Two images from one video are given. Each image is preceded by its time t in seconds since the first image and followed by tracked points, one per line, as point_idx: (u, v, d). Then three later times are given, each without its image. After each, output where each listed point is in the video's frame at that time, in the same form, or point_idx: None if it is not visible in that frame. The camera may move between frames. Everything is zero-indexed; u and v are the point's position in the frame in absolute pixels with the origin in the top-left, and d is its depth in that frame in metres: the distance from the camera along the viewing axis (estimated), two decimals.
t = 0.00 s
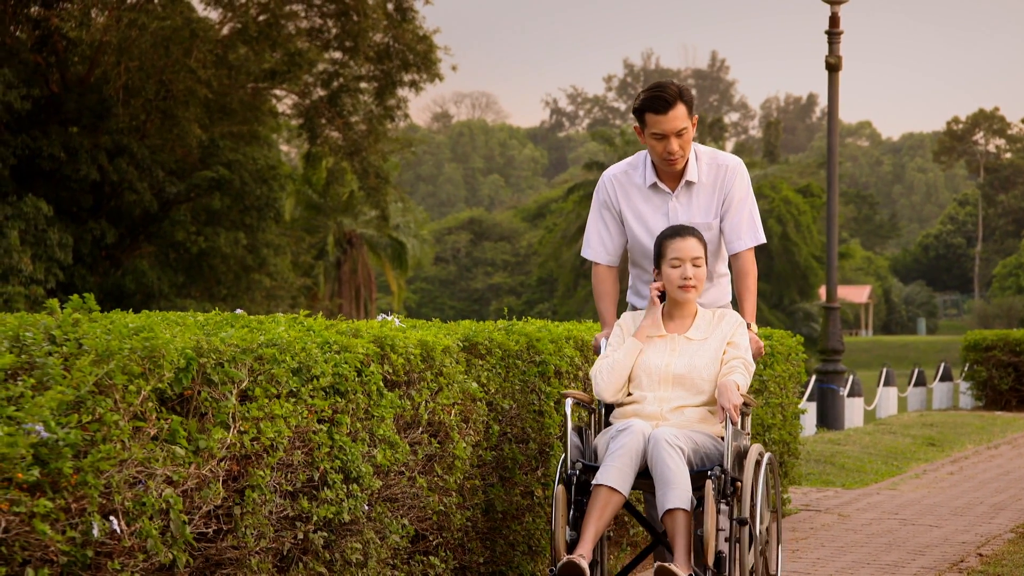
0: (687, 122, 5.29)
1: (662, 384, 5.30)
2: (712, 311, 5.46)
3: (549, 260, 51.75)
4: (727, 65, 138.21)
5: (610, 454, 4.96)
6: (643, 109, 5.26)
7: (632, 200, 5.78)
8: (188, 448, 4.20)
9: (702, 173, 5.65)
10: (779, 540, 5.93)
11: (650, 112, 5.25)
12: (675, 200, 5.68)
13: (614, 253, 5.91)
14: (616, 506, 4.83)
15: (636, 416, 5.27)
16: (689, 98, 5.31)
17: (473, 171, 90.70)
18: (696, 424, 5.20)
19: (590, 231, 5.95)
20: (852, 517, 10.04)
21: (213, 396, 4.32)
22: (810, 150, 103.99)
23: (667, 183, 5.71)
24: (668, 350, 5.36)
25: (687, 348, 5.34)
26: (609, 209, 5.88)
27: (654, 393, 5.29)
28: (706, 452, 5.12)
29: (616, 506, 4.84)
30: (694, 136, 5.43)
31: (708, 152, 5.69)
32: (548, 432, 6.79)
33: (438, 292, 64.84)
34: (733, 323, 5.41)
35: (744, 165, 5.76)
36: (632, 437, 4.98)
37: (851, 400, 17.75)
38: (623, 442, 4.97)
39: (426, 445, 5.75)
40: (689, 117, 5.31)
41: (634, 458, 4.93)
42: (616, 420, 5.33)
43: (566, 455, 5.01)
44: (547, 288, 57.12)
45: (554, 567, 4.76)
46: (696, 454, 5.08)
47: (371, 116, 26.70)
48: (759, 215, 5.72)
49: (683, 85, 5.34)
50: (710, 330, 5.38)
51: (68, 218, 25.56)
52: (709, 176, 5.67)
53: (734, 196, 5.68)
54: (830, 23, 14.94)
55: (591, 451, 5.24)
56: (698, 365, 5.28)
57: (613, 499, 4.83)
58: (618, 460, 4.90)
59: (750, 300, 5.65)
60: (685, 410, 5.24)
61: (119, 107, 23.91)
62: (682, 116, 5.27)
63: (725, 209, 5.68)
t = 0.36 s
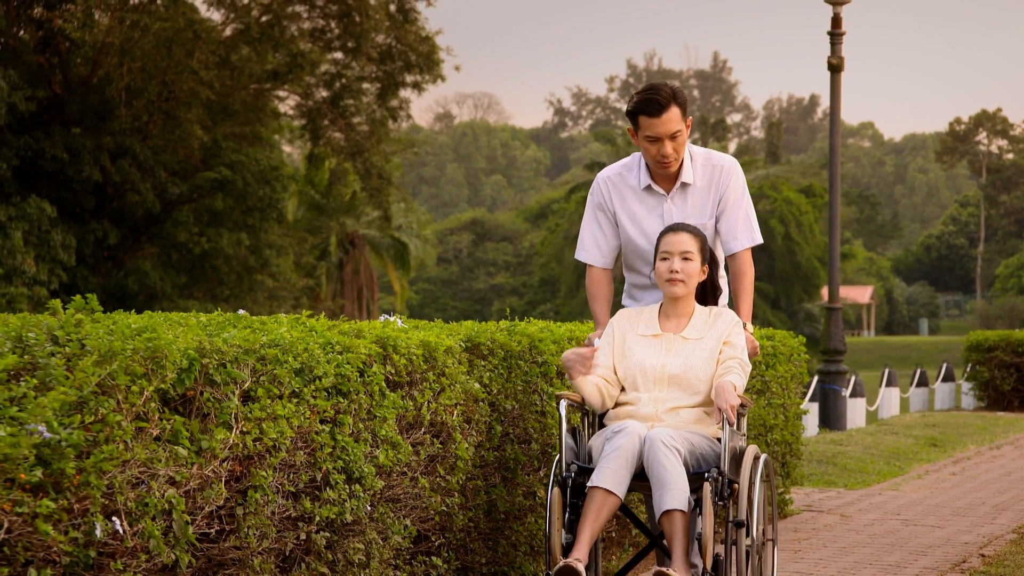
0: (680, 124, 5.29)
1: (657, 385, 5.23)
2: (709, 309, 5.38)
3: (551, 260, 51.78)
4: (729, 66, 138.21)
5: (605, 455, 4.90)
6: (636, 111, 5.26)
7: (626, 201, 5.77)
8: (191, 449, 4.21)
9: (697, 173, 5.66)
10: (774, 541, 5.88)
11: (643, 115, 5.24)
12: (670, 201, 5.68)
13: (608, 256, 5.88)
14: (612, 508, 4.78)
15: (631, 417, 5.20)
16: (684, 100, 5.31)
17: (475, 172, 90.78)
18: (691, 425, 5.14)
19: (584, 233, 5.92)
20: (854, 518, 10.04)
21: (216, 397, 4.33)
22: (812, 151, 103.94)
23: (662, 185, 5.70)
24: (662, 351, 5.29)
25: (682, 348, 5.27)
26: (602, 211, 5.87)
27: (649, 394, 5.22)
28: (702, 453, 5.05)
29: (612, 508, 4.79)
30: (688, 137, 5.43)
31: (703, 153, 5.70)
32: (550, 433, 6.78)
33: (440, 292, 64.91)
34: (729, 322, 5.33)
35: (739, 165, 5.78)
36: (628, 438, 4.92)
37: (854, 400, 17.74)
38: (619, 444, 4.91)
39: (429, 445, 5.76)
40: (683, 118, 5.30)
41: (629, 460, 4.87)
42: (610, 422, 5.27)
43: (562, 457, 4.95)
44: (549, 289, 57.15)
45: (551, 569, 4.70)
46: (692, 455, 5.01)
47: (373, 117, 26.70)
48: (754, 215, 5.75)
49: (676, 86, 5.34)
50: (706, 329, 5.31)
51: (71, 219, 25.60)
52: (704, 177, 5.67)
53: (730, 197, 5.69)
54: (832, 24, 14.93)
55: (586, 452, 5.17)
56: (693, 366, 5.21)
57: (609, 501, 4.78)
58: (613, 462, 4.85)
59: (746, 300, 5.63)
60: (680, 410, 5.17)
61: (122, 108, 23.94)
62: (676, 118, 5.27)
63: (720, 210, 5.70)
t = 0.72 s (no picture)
0: (682, 111, 5.24)
1: (653, 388, 5.12)
2: (704, 310, 5.26)
3: (553, 260, 51.79)
4: (732, 67, 138.24)
5: (589, 453, 4.74)
6: (638, 97, 5.22)
7: (627, 195, 5.72)
8: (194, 449, 4.22)
9: (700, 169, 5.60)
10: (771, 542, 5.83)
11: (645, 100, 5.20)
12: (672, 195, 5.63)
13: (607, 252, 5.83)
14: (600, 506, 4.63)
15: (626, 419, 5.10)
16: (686, 89, 5.26)
17: (477, 172, 90.91)
18: (689, 427, 5.02)
19: (583, 228, 5.88)
20: (856, 518, 10.05)
21: (218, 397, 4.33)
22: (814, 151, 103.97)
23: (664, 179, 5.65)
24: (658, 352, 5.17)
25: (679, 350, 5.15)
26: (602, 205, 5.82)
27: (646, 397, 5.12)
28: (695, 455, 4.93)
29: (601, 506, 4.64)
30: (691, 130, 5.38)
31: (707, 148, 5.64)
32: (552, 434, 6.77)
33: (443, 292, 64.96)
34: (725, 323, 5.21)
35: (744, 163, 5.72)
36: (611, 435, 4.77)
37: (856, 400, 17.74)
38: (602, 441, 4.75)
39: (431, 446, 5.76)
40: (685, 107, 5.26)
41: (613, 458, 4.71)
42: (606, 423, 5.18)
43: (555, 460, 4.78)
44: (552, 290, 57.17)
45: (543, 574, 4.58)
46: (685, 455, 4.91)
47: (376, 118, 26.73)
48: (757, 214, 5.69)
49: (679, 75, 5.29)
50: (702, 331, 5.19)
51: (73, 220, 25.63)
52: (707, 173, 5.62)
53: (733, 194, 5.64)
54: (835, 25, 14.94)
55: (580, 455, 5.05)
56: (690, 368, 5.10)
57: (596, 499, 4.62)
58: (598, 459, 4.69)
59: (745, 299, 5.54)
60: (678, 412, 5.07)
61: (124, 109, 23.98)
62: (677, 105, 5.22)
63: (723, 207, 5.65)
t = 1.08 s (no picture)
0: (700, 112, 5.26)
1: (646, 391, 5.08)
2: (697, 312, 5.21)
3: (556, 262, 51.78)
4: (734, 69, 138.22)
5: (585, 459, 4.72)
6: (656, 96, 5.22)
7: (635, 193, 5.71)
8: (197, 451, 4.23)
9: (710, 169, 5.63)
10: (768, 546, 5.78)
11: (663, 99, 5.20)
12: (682, 196, 5.65)
13: (611, 249, 5.77)
14: (594, 515, 4.61)
15: (620, 422, 5.07)
16: (703, 90, 5.27)
17: (481, 174, 90.92)
18: (683, 429, 4.98)
19: (587, 226, 5.83)
20: (859, 519, 10.06)
21: (221, 399, 4.34)
22: (817, 153, 103.90)
23: (674, 178, 5.66)
24: (650, 355, 5.12)
25: (671, 352, 5.10)
26: (609, 203, 5.78)
27: (638, 399, 5.08)
28: (691, 458, 4.89)
29: (595, 514, 4.62)
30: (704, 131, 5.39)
31: (717, 150, 5.66)
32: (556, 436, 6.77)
33: (446, 294, 65.00)
34: (719, 325, 5.15)
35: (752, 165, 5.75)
36: (605, 442, 4.74)
37: (859, 403, 17.75)
38: (597, 448, 4.73)
39: (434, 446, 5.77)
40: (703, 107, 5.27)
41: (609, 464, 4.70)
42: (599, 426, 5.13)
43: (547, 463, 4.76)
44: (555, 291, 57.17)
45: None
46: (681, 458, 4.86)
47: (379, 120, 26.73)
48: (763, 216, 5.70)
49: (696, 76, 5.31)
50: (695, 332, 5.14)
51: (76, 222, 25.68)
52: (716, 173, 5.64)
53: (741, 195, 5.66)
54: (837, 26, 14.94)
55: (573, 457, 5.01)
56: (683, 372, 5.06)
57: (591, 507, 4.61)
58: (593, 466, 4.67)
59: (743, 302, 5.48)
60: (672, 414, 5.02)
61: (128, 111, 24.03)
62: (696, 105, 5.24)
63: (730, 207, 5.65)
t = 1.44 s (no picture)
0: (693, 124, 5.23)
1: (646, 394, 5.04)
2: (698, 315, 5.20)
3: (562, 265, 51.78)
4: (740, 71, 138.13)
5: (603, 471, 4.69)
6: (649, 107, 5.19)
7: (634, 198, 5.71)
8: (203, 453, 4.25)
9: (709, 173, 5.62)
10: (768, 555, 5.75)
11: (655, 111, 5.18)
12: (681, 201, 5.65)
13: (609, 253, 5.74)
14: (606, 525, 4.60)
15: (621, 425, 5.01)
16: (700, 99, 5.22)
17: (486, 177, 90.92)
18: (683, 433, 4.96)
19: (587, 231, 5.82)
20: (865, 522, 10.07)
21: (227, 401, 4.37)
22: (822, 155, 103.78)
23: (673, 183, 5.66)
24: (650, 358, 5.10)
25: (672, 355, 5.08)
26: (608, 208, 5.79)
27: (639, 402, 5.03)
28: (696, 462, 4.87)
29: (605, 525, 4.61)
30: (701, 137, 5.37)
31: (716, 151, 5.66)
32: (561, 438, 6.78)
33: (452, 297, 65.00)
34: (719, 328, 5.15)
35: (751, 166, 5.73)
36: (629, 455, 4.71)
37: (864, 405, 17.74)
38: (619, 460, 4.70)
39: (439, 449, 5.80)
40: (696, 118, 5.24)
41: (627, 476, 4.68)
42: (600, 429, 5.08)
43: (545, 468, 4.70)
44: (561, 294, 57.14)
45: None
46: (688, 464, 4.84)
47: (385, 123, 26.75)
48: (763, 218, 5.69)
49: (693, 84, 5.25)
50: (696, 335, 5.13)
51: (82, 225, 25.76)
52: (715, 177, 5.64)
53: (740, 198, 5.64)
54: (842, 29, 14.95)
55: (573, 462, 4.97)
56: (683, 374, 5.03)
57: (603, 518, 4.59)
58: (611, 477, 4.65)
59: (742, 305, 5.45)
60: (673, 418, 4.99)
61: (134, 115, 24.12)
62: (688, 117, 5.20)
63: (729, 210, 5.65)
